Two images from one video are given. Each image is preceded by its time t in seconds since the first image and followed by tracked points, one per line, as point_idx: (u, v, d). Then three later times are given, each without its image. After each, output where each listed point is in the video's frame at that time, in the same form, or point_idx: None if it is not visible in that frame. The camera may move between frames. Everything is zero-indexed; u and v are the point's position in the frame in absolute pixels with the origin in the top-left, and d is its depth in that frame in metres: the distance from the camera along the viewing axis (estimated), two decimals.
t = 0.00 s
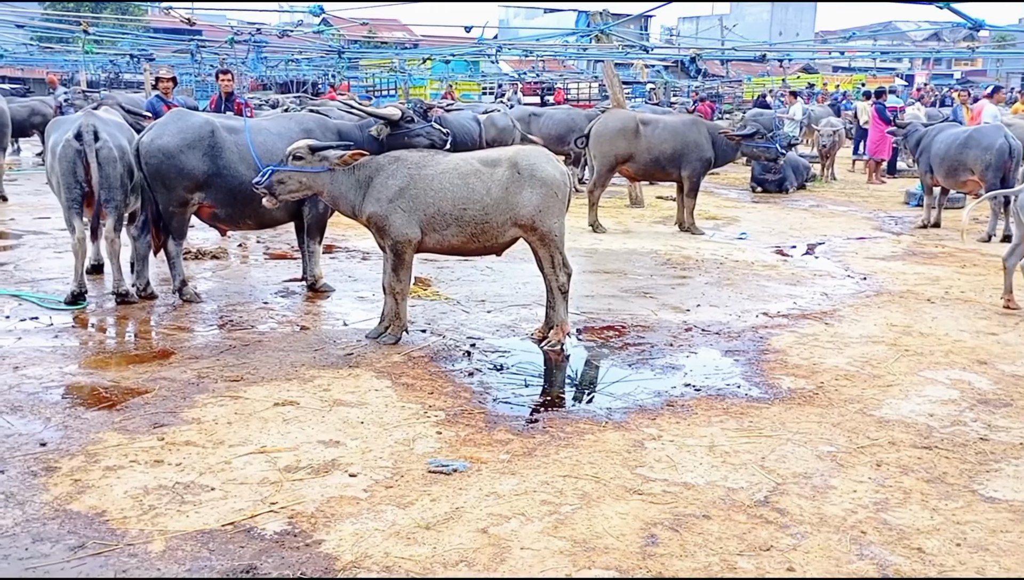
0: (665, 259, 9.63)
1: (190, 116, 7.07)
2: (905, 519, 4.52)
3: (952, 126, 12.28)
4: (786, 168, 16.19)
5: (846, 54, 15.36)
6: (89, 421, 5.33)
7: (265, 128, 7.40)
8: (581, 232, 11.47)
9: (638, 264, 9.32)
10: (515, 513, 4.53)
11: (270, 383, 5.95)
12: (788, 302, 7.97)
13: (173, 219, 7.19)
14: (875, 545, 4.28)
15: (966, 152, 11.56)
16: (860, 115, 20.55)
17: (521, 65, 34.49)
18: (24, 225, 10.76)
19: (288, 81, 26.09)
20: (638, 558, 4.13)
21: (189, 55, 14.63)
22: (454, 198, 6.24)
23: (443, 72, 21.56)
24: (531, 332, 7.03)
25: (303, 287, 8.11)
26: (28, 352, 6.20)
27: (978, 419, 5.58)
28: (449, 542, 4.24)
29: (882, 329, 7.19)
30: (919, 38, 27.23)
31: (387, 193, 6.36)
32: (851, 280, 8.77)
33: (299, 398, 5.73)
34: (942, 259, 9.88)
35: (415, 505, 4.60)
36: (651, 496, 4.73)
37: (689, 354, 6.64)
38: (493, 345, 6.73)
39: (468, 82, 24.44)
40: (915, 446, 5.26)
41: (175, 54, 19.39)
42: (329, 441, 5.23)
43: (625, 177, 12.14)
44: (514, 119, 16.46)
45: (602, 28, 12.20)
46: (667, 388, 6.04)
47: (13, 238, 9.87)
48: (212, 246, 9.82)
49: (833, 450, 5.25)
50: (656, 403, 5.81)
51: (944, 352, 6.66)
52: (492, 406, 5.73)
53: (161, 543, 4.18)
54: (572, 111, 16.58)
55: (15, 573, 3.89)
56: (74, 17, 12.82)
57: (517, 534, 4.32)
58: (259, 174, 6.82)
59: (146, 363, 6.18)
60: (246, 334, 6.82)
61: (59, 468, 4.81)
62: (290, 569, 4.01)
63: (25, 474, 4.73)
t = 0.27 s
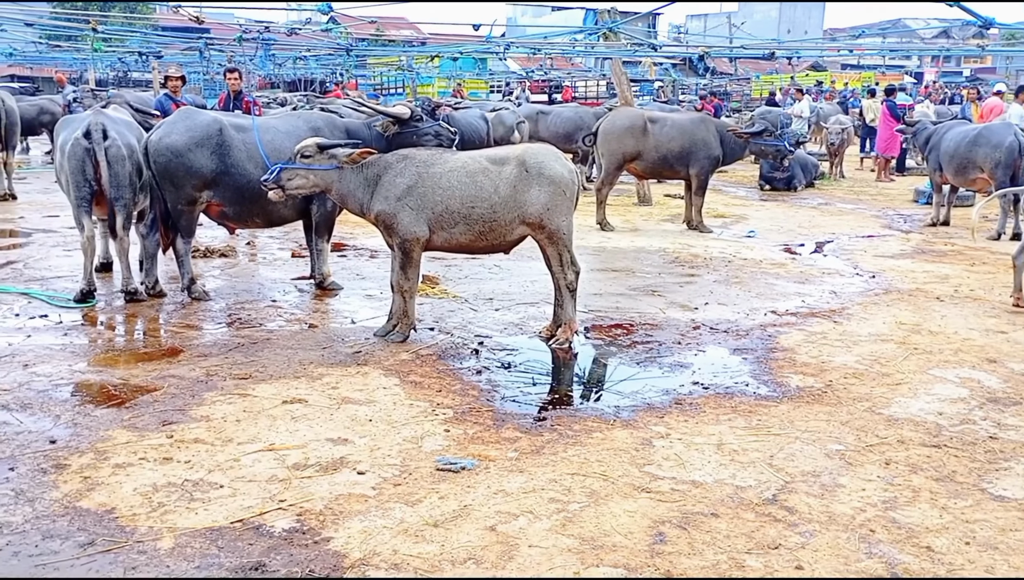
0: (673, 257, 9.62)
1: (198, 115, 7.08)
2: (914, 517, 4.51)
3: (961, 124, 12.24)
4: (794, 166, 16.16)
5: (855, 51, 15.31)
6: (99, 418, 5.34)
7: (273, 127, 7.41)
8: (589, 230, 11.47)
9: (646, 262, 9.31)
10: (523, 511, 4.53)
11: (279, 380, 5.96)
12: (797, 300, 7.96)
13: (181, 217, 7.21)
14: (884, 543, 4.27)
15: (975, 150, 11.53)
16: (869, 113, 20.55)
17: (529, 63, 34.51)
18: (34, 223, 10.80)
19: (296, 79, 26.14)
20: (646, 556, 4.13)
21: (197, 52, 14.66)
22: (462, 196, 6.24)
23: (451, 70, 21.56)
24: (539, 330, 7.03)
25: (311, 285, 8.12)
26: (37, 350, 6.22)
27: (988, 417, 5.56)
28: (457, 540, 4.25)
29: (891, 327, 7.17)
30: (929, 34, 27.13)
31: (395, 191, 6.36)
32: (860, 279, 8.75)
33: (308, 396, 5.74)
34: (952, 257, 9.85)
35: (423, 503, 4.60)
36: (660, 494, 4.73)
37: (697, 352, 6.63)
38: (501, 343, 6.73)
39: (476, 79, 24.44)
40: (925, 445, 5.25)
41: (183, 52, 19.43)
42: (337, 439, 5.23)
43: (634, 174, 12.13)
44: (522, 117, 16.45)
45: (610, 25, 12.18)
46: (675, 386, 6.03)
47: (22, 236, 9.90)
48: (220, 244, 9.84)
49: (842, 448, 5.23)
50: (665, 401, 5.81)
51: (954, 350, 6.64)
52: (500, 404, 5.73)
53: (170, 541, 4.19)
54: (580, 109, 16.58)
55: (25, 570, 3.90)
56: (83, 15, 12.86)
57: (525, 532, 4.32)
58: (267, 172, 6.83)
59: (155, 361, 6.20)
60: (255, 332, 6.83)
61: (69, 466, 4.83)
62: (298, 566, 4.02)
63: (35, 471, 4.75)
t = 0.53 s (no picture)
0: (682, 255, 9.61)
1: (206, 113, 7.10)
2: (924, 516, 4.49)
3: (973, 121, 12.19)
4: (803, 164, 16.13)
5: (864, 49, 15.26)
6: (108, 416, 5.35)
7: (281, 125, 7.40)
8: (597, 228, 11.47)
9: (655, 261, 9.30)
10: (531, 509, 4.53)
11: (288, 378, 5.96)
12: (805, 298, 7.94)
13: (190, 215, 7.21)
14: (893, 542, 4.26)
15: (985, 148, 11.49)
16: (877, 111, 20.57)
17: (537, 61, 34.51)
18: (43, 221, 10.83)
19: (304, 77, 26.18)
20: (655, 554, 4.13)
21: (206, 51, 14.69)
22: (471, 194, 6.24)
23: (458, 69, 21.57)
24: (548, 328, 7.03)
25: (319, 283, 8.13)
26: (47, 348, 6.24)
27: (998, 416, 5.54)
28: (466, 538, 4.25)
29: (900, 325, 7.15)
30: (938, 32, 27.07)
31: (403, 189, 6.36)
32: (870, 277, 8.73)
33: (316, 394, 5.74)
34: (962, 255, 9.83)
35: (432, 501, 4.60)
36: (668, 492, 4.72)
37: (706, 350, 6.62)
38: (510, 341, 6.73)
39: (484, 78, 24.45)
40: (934, 443, 5.23)
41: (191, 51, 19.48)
42: (346, 437, 5.24)
43: (642, 171, 12.12)
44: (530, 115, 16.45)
45: (619, 23, 12.16)
46: (683, 385, 6.03)
47: (32, 234, 9.94)
48: (229, 242, 9.86)
49: (851, 447, 5.22)
50: (673, 399, 5.80)
51: (964, 348, 6.62)
52: (509, 402, 5.73)
53: (179, 538, 4.19)
54: (588, 107, 16.57)
55: (35, 567, 3.91)
56: (92, 13, 12.90)
57: (533, 530, 4.32)
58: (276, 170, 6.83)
59: (163, 358, 6.21)
60: (263, 329, 6.84)
61: (78, 463, 4.84)
62: (307, 564, 4.02)
63: (44, 468, 4.76)
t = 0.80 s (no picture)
0: (693, 252, 9.60)
1: (217, 110, 7.10)
2: (935, 513, 4.49)
3: (984, 117, 12.16)
4: (815, 161, 16.09)
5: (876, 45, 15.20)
6: (120, 412, 5.37)
7: (292, 122, 7.44)
8: (607, 225, 11.47)
9: (666, 258, 9.29)
10: (542, 506, 4.53)
11: (299, 375, 5.97)
12: (816, 295, 7.93)
13: (201, 212, 7.23)
14: (904, 539, 4.25)
15: (997, 145, 11.49)
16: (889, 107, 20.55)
17: (547, 57, 34.53)
18: (55, 218, 10.87)
19: (314, 74, 26.23)
20: (666, 551, 4.13)
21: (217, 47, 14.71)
22: (482, 191, 6.25)
23: (468, 66, 21.57)
24: (558, 325, 7.03)
25: (330, 280, 8.14)
26: (59, 344, 6.26)
27: (1010, 413, 5.53)
28: (477, 534, 4.25)
29: (911, 322, 7.14)
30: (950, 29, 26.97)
31: (414, 186, 6.36)
32: (881, 274, 8.72)
33: (327, 390, 5.75)
34: (973, 252, 9.80)
35: (443, 497, 4.60)
36: (679, 489, 4.72)
37: (717, 347, 6.62)
38: (520, 338, 6.73)
39: (494, 74, 24.45)
40: (945, 441, 5.22)
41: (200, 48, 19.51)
42: (356, 433, 5.24)
43: (653, 167, 12.12)
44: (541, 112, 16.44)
45: (630, 19, 12.14)
46: (694, 381, 6.02)
47: (44, 231, 9.98)
48: (240, 239, 9.88)
49: (862, 444, 5.21)
50: (684, 396, 5.80)
51: (975, 346, 6.61)
52: (519, 399, 5.73)
53: (191, 534, 4.20)
54: (599, 104, 16.55)
55: (48, 562, 3.93)
56: (104, 10, 12.93)
57: (544, 527, 4.32)
58: (287, 167, 6.84)
59: (175, 355, 6.22)
60: (274, 326, 6.86)
61: (90, 459, 4.85)
62: (319, 560, 4.03)
63: (57, 464, 4.78)
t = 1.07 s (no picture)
0: (707, 248, 9.59)
1: (232, 106, 7.12)
2: (951, 510, 4.47)
3: (1001, 114, 12.15)
4: (830, 157, 16.05)
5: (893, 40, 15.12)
6: (136, 407, 5.38)
7: (308, 118, 7.44)
8: (622, 221, 11.47)
9: (680, 254, 9.28)
10: (557, 501, 4.53)
11: (315, 370, 5.99)
12: (831, 291, 7.91)
13: (216, 207, 7.24)
14: (920, 535, 4.24)
15: (1015, 140, 11.44)
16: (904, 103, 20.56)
17: (561, 53, 34.53)
18: (71, 213, 10.92)
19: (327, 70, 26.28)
20: (681, 547, 4.12)
21: (232, 43, 14.76)
22: (497, 186, 6.24)
23: (481, 62, 21.58)
24: (573, 321, 7.03)
25: (345, 276, 8.16)
26: (75, 339, 6.29)
27: None
28: (492, 530, 4.25)
29: (928, 319, 7.12)
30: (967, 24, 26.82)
31: (430, 181, 6.37)
32: (896, 270, 8.69)
33: (343, 385, 5.76)
34: (989, 248, 9.76)
35: (458, 492, 4.60)
36: (694, 485, 4.71)
37: (732, 343, 6.61)
38: (535, 334, 6.73)
39: (507, 70, 24.46)
40: (962, 437, 5.20)
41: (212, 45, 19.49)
42: (372, 429, 5.25)
43: (667, 163, 12.10)
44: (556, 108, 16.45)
45: (646, 15, 12.11)
46: (710, 377, 6.01)
47: (60, 226, 10.02)
48: (255, 235, 9.90)
49: (878, 440, 5.20)
50: (700, 392, 5.79)
51: (992, 342, 6.58)
52: (534, 395, 5.73)
53: (207, 528, 4.21)
54: (615, 100, 16.56)
55: (65, 555, 3.94)
56: (120, 6, 12.98)
57: (559, 522, 4.32)
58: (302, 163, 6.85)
59: (190, 350, 6.24)
60: (290, 321, 6.87)
61: (106, 454, 4.86)
62: (334, 555, 4.03)
63: (73, 459, 4.79)
